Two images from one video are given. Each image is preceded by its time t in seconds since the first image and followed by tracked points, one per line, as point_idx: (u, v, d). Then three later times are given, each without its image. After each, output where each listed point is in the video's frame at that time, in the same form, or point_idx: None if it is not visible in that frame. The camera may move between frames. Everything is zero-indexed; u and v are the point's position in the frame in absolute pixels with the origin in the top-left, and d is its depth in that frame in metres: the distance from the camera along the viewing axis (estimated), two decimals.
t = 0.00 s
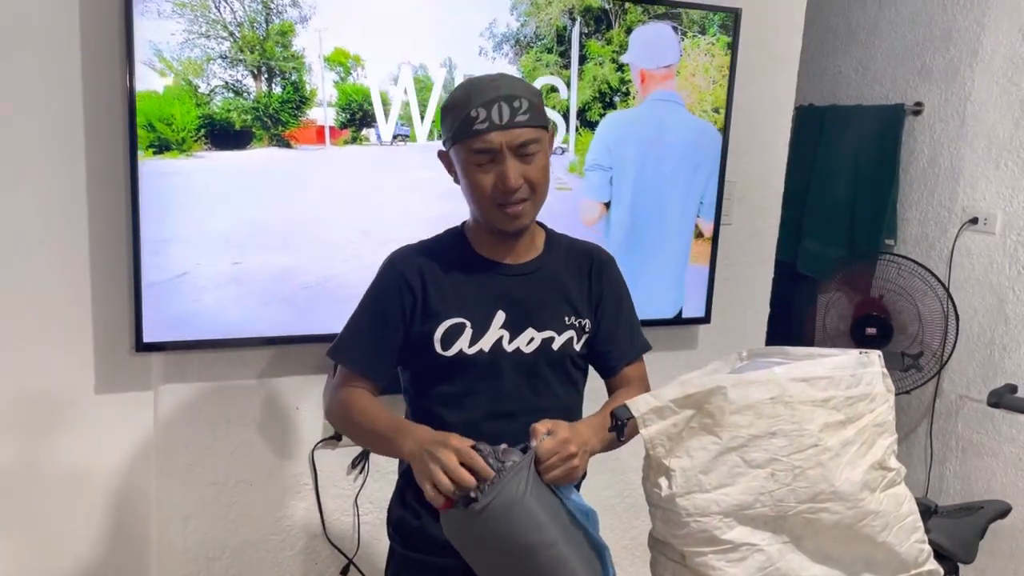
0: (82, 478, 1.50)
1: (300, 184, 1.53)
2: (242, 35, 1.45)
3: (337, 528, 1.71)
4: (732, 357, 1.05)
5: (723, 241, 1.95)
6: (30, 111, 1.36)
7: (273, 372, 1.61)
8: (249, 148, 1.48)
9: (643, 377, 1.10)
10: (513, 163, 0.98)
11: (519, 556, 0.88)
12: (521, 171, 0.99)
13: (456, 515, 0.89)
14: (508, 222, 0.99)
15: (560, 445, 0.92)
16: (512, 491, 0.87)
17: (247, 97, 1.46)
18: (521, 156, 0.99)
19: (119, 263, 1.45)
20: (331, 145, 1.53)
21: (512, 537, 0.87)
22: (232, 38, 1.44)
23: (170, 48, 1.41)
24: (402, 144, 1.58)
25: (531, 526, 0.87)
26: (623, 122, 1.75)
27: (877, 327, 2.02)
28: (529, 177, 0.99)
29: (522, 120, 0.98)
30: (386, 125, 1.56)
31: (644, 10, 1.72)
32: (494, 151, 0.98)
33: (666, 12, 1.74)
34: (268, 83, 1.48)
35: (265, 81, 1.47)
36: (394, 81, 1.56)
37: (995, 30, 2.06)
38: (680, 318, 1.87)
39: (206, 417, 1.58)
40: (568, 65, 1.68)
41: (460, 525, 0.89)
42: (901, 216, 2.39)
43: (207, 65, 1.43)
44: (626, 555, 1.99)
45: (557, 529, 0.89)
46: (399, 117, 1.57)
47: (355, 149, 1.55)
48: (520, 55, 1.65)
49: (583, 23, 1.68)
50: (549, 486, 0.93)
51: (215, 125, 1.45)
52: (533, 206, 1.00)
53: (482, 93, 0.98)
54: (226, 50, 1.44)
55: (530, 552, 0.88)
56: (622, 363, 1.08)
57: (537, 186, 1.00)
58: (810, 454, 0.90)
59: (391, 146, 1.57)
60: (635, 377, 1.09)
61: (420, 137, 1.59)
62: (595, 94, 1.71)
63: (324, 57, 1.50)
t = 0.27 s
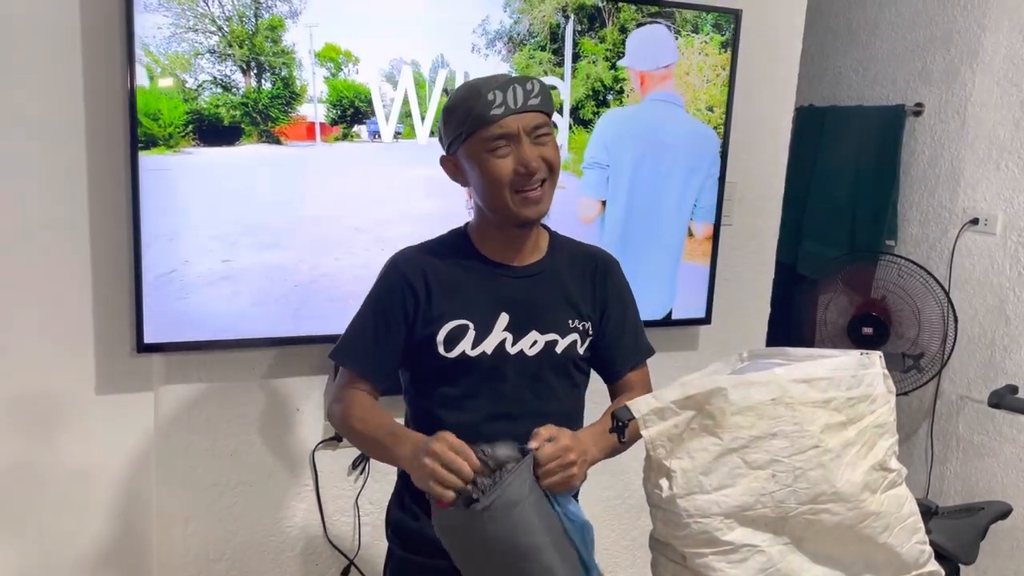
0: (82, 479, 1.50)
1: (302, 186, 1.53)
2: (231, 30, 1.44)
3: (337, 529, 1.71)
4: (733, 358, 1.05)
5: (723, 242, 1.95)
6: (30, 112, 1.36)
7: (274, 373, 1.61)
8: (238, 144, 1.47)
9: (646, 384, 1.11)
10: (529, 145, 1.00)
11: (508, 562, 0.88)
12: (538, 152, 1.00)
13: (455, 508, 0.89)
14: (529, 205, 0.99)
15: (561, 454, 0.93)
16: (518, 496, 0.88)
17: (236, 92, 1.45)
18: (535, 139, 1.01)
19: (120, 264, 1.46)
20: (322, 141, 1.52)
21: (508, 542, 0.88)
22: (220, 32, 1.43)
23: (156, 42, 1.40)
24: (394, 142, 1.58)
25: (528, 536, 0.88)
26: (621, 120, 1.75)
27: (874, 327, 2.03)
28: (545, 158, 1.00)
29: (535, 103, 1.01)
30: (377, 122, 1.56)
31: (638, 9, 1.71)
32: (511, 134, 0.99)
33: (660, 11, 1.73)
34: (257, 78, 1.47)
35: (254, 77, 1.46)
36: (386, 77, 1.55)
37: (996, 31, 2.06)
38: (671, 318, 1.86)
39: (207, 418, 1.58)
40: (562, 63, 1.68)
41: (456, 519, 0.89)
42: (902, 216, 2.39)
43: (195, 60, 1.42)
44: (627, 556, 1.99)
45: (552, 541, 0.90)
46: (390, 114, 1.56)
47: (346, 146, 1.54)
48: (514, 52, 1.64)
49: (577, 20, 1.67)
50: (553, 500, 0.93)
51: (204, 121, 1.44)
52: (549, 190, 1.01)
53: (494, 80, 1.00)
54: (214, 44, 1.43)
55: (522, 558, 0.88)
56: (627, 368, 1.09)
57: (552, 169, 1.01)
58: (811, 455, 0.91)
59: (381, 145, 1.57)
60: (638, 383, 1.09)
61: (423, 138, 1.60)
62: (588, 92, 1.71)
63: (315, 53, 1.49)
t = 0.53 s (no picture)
0: (83, 479, 1.50)
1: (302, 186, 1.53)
2: (221, 25, 1.44)
3: (338, 529, 1.71)
4: (734, 358, 1.05)
5: (724, 243, 1.95)
6: (32, 112, 1.37)
7: (274, 373, 1.61)
8: (228, 140, 1.47)
9: (642, 387, 1.11)
10: (531, 142, 1.00)
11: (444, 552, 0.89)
12: (540, 149, 1.00)
13: (447, 472, 0.89)
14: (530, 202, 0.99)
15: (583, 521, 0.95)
16: (499, 509, 0.87)
17: (227, 88, 1.45)
18: (536, 135, 1.01)
19: (121, 265, 1.46)
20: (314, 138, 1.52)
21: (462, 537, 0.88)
22: (211, 27, 1.43)
23: (146, 37, 1.39)
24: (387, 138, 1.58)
25: (476, 550, 0.88)
26: (621, 117, 1.75)
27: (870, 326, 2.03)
28: (546, 155, 1.01)
29: (536, 98, 1.01)
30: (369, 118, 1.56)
31: (633, 6, 1.71)
32: (512, 130, 0.99)
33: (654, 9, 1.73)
34: (248, 74, 1.46)
35: (245, 72, 1.46)
36: (379, 73, 1.55)
37: (997, 31, 2.06)
38: (666, 318, 1.86)
39: (208, 418, 1.58)
40: (557, 60, 1.67)
41: (440, 487, 0.89)
42: (903, 216, 2.39)
43: (184, 55, 1.42)
44: (628, 556, 1.99)
45: (508, 534, 0.89)
46: (383, 110, 1.56)
47: (337, 142, 1.54)
48: (508, 49, 1.64)
49: (571, 19, 1.67)
50: (526, 535, 0.92)
51: (194, 117, 1.44)
52: (550, 187, 1.01)
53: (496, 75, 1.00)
54: (204, 39, 1.43)
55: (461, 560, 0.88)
56: (625, 371, 1.09)
57: (552, 166, 1.02)
58: (812, 455, 0.91)
59: (375, 140, 1.57)
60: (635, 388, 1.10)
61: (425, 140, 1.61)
62: (583, 90, 1.70)
63: (306, 49, 1.49)
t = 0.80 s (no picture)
0: (83, 479, 1.50)
1: (302, 185, 1.53)
2: (213, 18, 1.43)
3: (338, 529, 1.71)
4: (734, 358, 1.06)
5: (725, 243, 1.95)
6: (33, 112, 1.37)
7: (275, 373, 1.61)
8: (220, 134, 1.46)
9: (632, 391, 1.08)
10: (533, 141, 1.00)
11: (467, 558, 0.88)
12: (541, 149, 1.00)
13: (452, 469, 0.89)
14: (530, 201, 0.99)
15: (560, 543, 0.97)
16: (509, 500, 0.87)
17: (219, 81, 1.45)
18: (538, 134, 1.01)
19: (121, 265, 1.46)
20: (308, 132, 1.52)
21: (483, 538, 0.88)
22: (202, 20, 1.42)
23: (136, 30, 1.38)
24: (380, 132, 1.58)
25: (499, 546, 0.88)
26: (622, 113, 1.75)
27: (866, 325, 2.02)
28: (548, 155, 1.01)
29: (539, 98, 1.01)
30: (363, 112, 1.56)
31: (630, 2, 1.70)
32: (514, 129, 0.99)
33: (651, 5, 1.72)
34: (240, 68, 1.46)
35: (238, 66, 1.46)
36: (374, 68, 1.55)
37: (997, 32, 2.06)
38: (665, 317, 1.86)
39: (208, 418, 1.58)
40: (553, 55, 1.67)
41: (453, 490, 0.89)
42: (904, 217, 2.39)
43: (175, 48, 1.41)
44: (628, 556, 1.99)
45: (522, 523, 0.89)
46: (377, 105, 1.56)
47: (331, 136, 1.54)
48: (504, 44, 1.64)
49: (567, 15, 1.66)
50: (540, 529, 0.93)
51: (185, 111, 1.43)
52: (551, 187, 1.01)
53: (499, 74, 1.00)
54: (195, 32, 1.42)
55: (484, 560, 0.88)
56: (612, 374, 1.06)
57: (554, 166, 1.01)
58: (812, 455, 0.91)
59: (369, 134, 1.57)
60: (622, 391, 1.07)
61: (425, 139, 1.61)
62: (579, 86, 1.70)
63: (300, 42, 1.49)
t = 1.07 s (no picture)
0: (82, 478, 1.50)
1: (302, 183, 1.54)
2: (206, 10, 1.42)
3: (339, 529, 1.71)
4: (735, 358, 1.06)
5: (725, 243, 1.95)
6: (33, 112, 1.37)
7: (275, 373, 1.61)
8: (214, 127, 1.46)
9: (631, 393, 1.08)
10: (539, 143, 1.00)
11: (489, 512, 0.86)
12: (547, 151, 1.00)
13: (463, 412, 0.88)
14: (533, 202, 0.99)
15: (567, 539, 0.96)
16: (522, 429, 0.87)
17: (213, 74, 1.44)
18: (545, 136, 1.01)
19: (121, 265, 1.46)
20: (304, 125, 1.52)
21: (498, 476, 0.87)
22: (196, 12, 1.42)
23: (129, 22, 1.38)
24: (377, 126, 1.57)
25: (516, 482, 0.86)
26: (627, 109, 1.75)
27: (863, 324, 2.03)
28: (553, 158, 1.01)
29: (546, 101, 1.01)
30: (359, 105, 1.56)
31: None
32: (521, 129, 0.99)
33: None
34: (234, 60, 1.45)
35: (232, 58, 1.45)
36: (369, 62, 1.55)
37: (998, 32, 2.06)
38: (665, 317, 1.86)
39: (208, 418, 1.58)
40: (549, 49, 1.67)
41: (465, 431, 0.87)
42: (904, 217, 2.39)
43: (169, 40, 1.40)
44: (628, 556, 1.99)
45: (538, 455, 0.87)
46: (373, 98, 1.56)
47: (327, 129, 1.54)
48: (500, 38, 1.64)
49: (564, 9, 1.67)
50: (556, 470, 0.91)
51: (178, 104, 1.42)
52: (555, 189, 1.01)
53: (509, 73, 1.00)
54: (189, 24, 1.41)
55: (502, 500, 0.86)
56: (612, 374, 1.06)
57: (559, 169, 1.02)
58: (813, 455, 0.91)
59: (364, 128, 1.57)
60: (623, 393, 1.07)
61: (425, 138, 1.62)
62: (577, 80, 1.70)
63: (295, 35, 1.49)
